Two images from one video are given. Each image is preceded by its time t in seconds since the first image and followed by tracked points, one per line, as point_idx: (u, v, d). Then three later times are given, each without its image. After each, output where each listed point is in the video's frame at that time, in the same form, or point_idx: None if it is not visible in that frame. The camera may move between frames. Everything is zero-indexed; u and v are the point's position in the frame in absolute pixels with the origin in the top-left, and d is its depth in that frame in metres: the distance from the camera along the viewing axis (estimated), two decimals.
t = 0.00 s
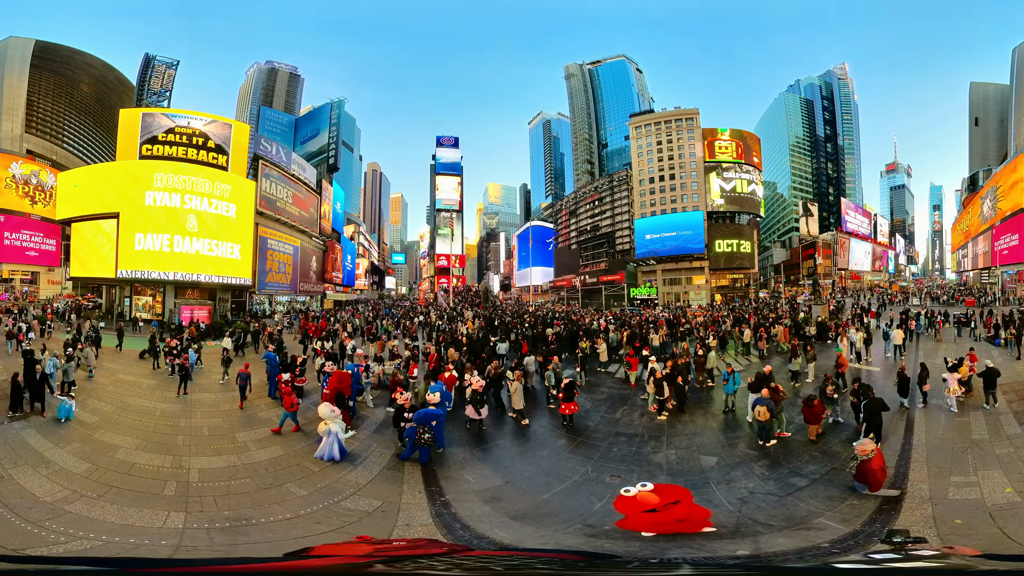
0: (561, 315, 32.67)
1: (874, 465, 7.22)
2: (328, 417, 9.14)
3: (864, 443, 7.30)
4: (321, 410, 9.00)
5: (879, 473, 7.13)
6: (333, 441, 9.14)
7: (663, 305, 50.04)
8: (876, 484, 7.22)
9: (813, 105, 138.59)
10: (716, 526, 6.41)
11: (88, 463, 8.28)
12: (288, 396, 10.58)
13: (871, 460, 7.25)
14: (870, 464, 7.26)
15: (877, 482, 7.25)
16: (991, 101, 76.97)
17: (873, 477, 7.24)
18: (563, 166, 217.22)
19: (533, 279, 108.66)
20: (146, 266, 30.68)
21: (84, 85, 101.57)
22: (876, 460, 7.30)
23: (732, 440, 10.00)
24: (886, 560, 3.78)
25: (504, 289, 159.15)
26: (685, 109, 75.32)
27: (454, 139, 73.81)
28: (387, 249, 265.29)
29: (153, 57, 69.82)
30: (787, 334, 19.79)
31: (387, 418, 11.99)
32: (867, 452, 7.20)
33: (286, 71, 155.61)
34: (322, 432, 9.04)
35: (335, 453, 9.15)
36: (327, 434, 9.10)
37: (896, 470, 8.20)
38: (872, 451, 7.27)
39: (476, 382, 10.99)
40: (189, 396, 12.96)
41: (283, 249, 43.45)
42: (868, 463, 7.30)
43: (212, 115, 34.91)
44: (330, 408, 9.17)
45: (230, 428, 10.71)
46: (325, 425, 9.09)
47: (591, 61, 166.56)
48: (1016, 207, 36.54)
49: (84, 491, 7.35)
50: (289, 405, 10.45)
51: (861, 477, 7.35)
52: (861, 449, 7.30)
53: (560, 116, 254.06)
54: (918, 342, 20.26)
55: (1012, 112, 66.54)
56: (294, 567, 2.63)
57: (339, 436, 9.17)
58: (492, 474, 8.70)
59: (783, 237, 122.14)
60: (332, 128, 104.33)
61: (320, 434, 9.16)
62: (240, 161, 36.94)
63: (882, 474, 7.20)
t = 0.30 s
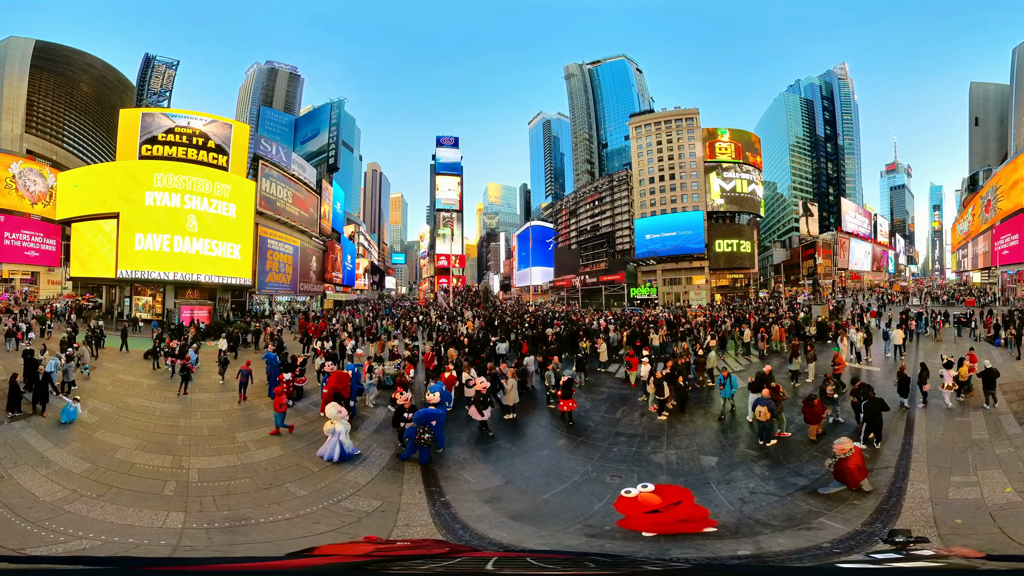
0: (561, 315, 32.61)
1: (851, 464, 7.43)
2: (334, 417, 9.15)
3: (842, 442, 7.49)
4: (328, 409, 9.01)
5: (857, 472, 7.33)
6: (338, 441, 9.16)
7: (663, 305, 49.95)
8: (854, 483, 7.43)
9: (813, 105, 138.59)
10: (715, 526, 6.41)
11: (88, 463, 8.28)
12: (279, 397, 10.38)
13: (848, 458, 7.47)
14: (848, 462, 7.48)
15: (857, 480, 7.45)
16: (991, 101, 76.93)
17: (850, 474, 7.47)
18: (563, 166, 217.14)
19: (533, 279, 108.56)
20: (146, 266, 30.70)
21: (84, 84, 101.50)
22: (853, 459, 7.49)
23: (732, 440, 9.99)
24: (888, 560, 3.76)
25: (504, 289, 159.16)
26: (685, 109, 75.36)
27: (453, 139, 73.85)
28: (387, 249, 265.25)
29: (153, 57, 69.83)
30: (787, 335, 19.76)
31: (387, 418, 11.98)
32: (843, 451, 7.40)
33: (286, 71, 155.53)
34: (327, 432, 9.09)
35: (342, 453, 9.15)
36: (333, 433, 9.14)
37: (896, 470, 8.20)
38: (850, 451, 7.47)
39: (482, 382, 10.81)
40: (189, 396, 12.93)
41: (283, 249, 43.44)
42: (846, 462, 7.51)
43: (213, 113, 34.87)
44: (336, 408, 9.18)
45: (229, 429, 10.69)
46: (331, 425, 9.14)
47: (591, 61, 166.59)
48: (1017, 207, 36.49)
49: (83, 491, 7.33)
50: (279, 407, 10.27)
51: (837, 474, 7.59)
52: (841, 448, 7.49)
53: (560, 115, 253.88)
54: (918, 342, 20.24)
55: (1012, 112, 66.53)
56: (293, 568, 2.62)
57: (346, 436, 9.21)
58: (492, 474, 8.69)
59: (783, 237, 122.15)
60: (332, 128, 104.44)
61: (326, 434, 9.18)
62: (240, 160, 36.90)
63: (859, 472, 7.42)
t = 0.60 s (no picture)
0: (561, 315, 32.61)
1: (824, 465, 7.32)
2: (344, 417, 9.10)
3: (820, 443, 7.39)
4: (337, 410, 8.97)
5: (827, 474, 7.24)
6: (348, 440, 9.11)
7: (663, 305, 49.92)
8: (825, 484, 7.34)
9: (813, 105, 138.58)
10: (715, 526, 6.41)
11: (88, 464, 8.29)
12: (271, 400, 10.15)
13: (823, 460, 7.35)
14: (821, 464, 7.37)
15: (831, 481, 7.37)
16: (990, 101, 76.95)
17: (821, 476, 7.37)
18: (563, 166, 217.06)
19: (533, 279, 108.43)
20: (147, 266, 30.73)
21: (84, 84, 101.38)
22: (828, 460, 7.38)
23: (731, 440, 9.99)
24: (882, 560, 3.79)
25: (504, 289, 159.17)
26: (685, 109, 75.41)
27: (453, 139, 73.90)
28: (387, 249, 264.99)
29: (152, 57, 69.82)
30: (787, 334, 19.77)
31: (387, 418, 11.96)
32: (821, 452, 7.30)
33: (286, 70, 155.40)
34: (336, 431, 9.02)
35: (349, 453, 9.12)
36: (342, 433, 9.07)
37: (896, 470, 8.20)
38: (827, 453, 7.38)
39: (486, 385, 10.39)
40: (190, 396, 12.95)
41: (283, 249, 43.44)
42: (820, 462, 7.39)
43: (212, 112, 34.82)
44: (346, 407, 9.13)
45: (229, 429, 10.69)
46: (340, 425, 9.06)
47: (591, 61, 166.49)
48: (1017, 207, 36.49)
49: (83, 491, 7.35)
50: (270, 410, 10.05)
51: (810, 475, 7.47)
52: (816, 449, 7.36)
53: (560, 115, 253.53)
54: (918, 342, 20.28)
55: (1012, 112, 66.54)
56: (296, 567, 2.63)
57: (354, 436, 9.12)
58: (492, 474, 8.70)
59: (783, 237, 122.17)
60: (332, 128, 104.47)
61: (337, 434, 9.15)
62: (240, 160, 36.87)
63: (831, 474, 7.32)
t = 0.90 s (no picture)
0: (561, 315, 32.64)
1: (807, 464, 7.38)
2: (350, 418, 9.00)
3: (802, 442, 7.43)
4: (343, 410, 8.86)
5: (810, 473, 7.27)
6: (355, 441, 9.03)
7: (663, 305, 49.90)
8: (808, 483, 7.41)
9: (813, 105, 138.68)
10: (714, 527, 6.40)
11: (88, 464, 8.30)
12: (263, 401, 10.02)
13: (806, 459, 7.39)
14: (804, 463, 7.43)
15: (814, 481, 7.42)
16: (990, 101, 76.97)
17: (802, 474, 7.47)
18: (563, 166, 217.10)
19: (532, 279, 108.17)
20: (147, 266, 30.74)
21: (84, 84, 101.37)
22: (810, 459, 7.42)
23: (730, 441, 10.00)
24: (883, 560, 3.80)
25: (504, 289, 159.23)
26: (685, 109, 75.50)
27: (453, 139, 74.01)
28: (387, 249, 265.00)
29: (153, 57, 69.82)
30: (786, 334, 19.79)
31: (387, 418, 11.96)
32: (803, 451, 7.31)
33: (286, 70, 155.32)
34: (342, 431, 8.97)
35: (354, 453, 9.01)
36: (349, 433, 9.02)
37: (896, 470, 8.20)
38: (809, 452, 7.42)
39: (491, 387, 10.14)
40: (190, 396, 12.96)
41: (283, 249, 43.45)
42: (802, 461, 7.45)
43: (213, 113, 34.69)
44: (352, 408, 9.02)
45: (230, 429, 10.70)
46: (346, 425, 8.99)
47: (591, 61, 166.47)
48: (1017, 207, 36.49)
49: (84, 491, 7.36)
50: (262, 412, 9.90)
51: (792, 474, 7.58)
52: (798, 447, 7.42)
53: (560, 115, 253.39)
54: (917, 342, 20.31)
55: (1011, 113, 66.55)
56: (298, 567, 2.64)
57: (360, 437, 9.05)
58: (491, 474, 8.69)
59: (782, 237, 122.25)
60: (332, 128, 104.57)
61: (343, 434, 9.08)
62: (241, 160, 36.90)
63: (812, 474, 7.38)
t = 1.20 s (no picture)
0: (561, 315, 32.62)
1: (791, 462, 7.58)
2: (355, 421, 8.93)
3: (784, 441, 7.56)
4: (348, 414, 8.80)
5: (796, 471, 7.48)
6: (360, 444, 8.93)
7: (664, 305, 49.88)
8: (796, 481, 7.59)
9: (813, 105, 138.58)
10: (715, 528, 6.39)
11: (88, 464, 8.28)
12: (253, 404, 9.89)
13: (790, 457, 7.59)
14: (789, 460, 7.63)
15: (801, 479, 7.58)
16: (990, 101, 76.94)
17: (791, 473, 7.64)
18: (563, 166, 217.08)
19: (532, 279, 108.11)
20: (147, 266, 30.72)
21: (84, 85, 101.42)
22: (794, 457, 7.62)
23: (730, 441, 9.99)
24: (884, 560, 3.78)
25: (504, 289, 159.28)
26: (685, 109, 75.52)
27: (453, 139, 74.07)
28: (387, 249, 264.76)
29: (153, 57, 69.80)
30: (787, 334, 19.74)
31: (387, 418, 11.96)
32: (786, 449, 7.47)
33: (286, 71, 155.39)
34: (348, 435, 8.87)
35: (359, 456, 8.93)
36: (354, 436, 8.93)
37: (896, 470, 8.19)
38: (790, 450, 7.61)
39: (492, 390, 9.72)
40: (190, 397, 12.98)
41: (283, 249, 43.46)
42: (786, 459, 7.67)
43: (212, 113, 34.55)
44: (358, 411, 8.96)
45: (230, 429, 10.70)
46: (351, 428, 8.91)
47: (591, 61, 166.49)
48: (1017, 207, 36.43)
49: (83, 491, 7.35)
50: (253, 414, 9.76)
51: (778, 472, 7.78)
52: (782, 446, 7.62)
53: (560, 116, 253.25)
54: (917, 342, 20.27)
55: (1012, 113, 66.48)
56: (299, 566, 2.64)
57: (366, 441, 8.95)
58: (491, 474, 8.68)
59: (782, 237, 122.24)
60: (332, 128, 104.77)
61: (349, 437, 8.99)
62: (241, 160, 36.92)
63: (798, 470, 7.58)
